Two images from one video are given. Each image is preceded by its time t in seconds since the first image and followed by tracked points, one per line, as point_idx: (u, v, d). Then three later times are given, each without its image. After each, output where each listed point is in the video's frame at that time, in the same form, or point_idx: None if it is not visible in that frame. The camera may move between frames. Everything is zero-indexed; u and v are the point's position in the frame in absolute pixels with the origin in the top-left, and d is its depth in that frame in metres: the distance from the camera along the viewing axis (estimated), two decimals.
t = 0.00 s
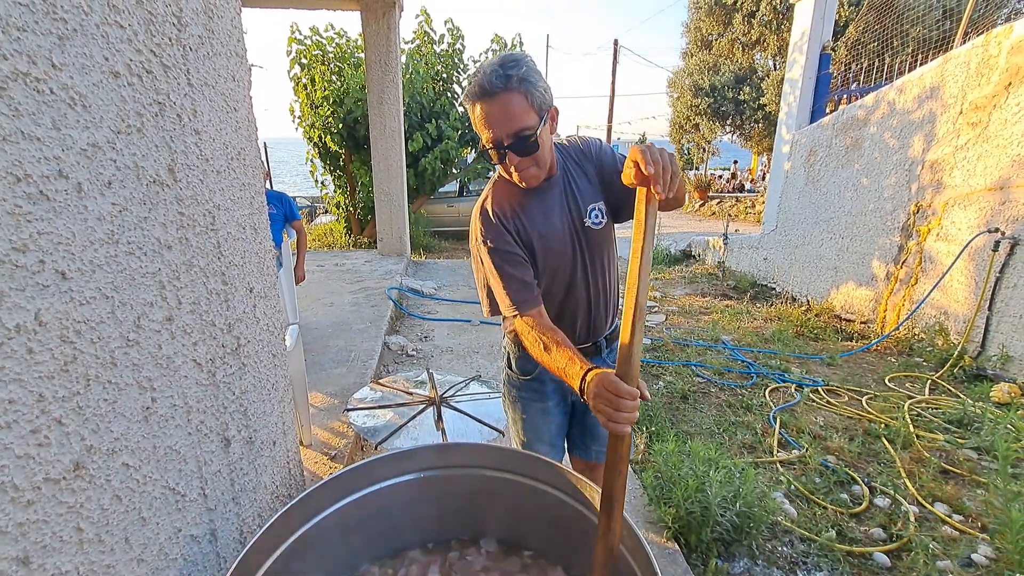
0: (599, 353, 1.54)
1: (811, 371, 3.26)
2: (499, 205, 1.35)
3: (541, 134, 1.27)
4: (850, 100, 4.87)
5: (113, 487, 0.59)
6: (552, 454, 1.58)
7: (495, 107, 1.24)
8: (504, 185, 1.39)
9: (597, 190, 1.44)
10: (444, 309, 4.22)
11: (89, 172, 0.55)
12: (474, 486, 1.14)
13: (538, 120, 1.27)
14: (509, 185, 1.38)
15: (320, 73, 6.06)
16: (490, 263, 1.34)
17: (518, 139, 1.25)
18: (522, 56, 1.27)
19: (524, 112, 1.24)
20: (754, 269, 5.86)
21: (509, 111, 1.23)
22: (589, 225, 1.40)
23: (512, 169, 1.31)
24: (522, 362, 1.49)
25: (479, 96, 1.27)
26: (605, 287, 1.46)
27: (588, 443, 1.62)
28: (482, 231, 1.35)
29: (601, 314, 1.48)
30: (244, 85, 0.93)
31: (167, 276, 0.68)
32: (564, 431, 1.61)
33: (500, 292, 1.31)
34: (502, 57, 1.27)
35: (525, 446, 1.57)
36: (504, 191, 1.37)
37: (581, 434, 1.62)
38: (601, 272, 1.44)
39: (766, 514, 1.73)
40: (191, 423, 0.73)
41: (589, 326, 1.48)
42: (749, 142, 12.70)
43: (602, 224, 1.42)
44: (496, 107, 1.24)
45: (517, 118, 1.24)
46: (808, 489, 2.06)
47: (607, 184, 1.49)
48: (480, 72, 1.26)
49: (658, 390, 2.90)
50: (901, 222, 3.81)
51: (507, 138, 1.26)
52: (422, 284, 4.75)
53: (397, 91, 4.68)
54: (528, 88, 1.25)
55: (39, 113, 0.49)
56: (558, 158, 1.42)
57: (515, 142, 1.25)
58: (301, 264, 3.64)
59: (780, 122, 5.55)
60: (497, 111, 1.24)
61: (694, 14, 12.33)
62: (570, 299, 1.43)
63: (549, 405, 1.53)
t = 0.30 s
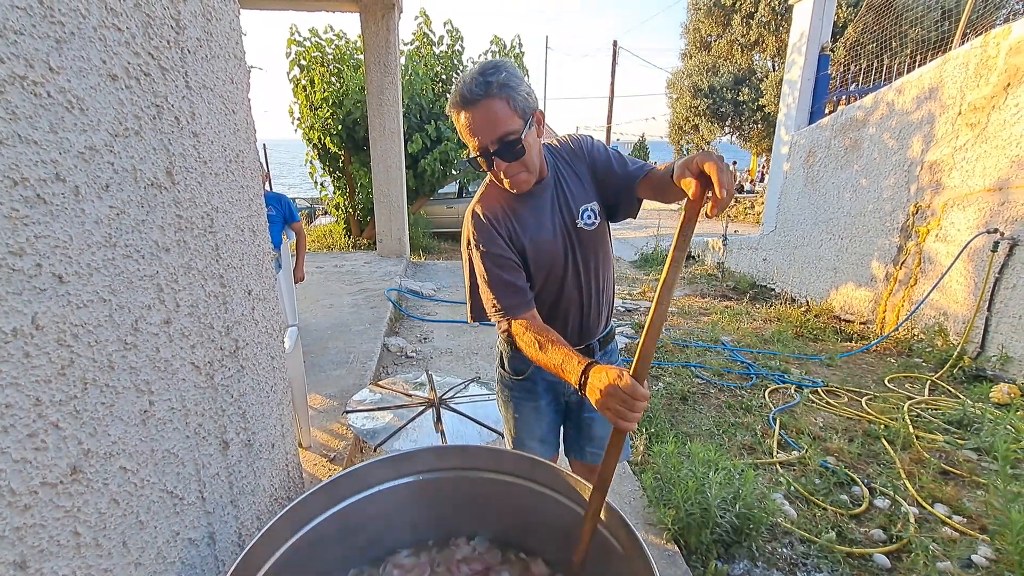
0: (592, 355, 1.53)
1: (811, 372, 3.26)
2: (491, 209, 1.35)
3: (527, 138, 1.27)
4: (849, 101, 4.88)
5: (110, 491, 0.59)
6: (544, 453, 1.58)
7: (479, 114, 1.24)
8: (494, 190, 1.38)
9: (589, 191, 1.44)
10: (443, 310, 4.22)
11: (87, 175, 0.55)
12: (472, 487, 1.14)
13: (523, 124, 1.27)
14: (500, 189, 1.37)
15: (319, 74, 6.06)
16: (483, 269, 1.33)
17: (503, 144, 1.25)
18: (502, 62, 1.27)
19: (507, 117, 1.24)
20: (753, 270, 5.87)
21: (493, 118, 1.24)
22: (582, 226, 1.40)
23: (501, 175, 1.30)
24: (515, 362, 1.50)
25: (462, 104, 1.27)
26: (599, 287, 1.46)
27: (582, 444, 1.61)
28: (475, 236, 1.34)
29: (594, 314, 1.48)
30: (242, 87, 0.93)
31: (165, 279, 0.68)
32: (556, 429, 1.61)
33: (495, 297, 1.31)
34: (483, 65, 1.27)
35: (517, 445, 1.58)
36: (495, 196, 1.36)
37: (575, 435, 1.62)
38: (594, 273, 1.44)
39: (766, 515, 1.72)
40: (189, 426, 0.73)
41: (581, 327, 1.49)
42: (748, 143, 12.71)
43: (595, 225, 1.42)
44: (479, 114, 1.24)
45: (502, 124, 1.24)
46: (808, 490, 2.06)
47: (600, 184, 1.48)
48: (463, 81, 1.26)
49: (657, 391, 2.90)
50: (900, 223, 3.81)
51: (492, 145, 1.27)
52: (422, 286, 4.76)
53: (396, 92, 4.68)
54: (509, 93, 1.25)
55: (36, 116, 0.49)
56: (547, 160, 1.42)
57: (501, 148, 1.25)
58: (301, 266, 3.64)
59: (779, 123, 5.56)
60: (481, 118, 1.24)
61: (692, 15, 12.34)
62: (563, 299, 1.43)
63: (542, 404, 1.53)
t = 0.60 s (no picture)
0: (587, 356, 1.52)
1: (811, 373, 3.26)
2: (490, 208, 1.35)
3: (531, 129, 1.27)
4: (847, 102, 4.92)
5: (108, 494, 0.59)
6: (539, 452, 1.58)
7: (480, 107, 1.24)
8: (492, 188, 1.39)
9: (588, 193, 1.44)
10: (443, 311, 4.22)
11: (85, 177, 0.55)
12: (471, 491, 1.14)
13: (525, 115, 1.28)
14: (500, 187, 1.37)
15: (318, 75, 6.05)
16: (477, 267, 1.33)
17: (507, 135, 1.25)
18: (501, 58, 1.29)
19: (510, 109, 1.25)
20: (752, 270, 5.87)
21: (495, 110, 1.24)
22: (580, 228, 1.40)
23: (506, 167, 1.29)
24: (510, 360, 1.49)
25: (464, 100, 1.27)
26: (595, 291, 1.46)
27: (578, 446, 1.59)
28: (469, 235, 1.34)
29: (590, 317, 1.48)
30: (240, 89, 0.92)
31: (163, 282, 0.68)
32: (552, 429, 1.61)
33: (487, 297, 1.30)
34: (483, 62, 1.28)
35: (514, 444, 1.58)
36: (493, 195, 1.37)
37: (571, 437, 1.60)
38: (590, 276, 1.44)
39: (766, 516, 1.72)
40: (187, 428, 0.73)
41: (576, 329, 1.48)
42: (747, 143, 12.72)
43: (594, 227, 1.42)
44: (481, 107, 1.25)
45: (504, 116, 1.24)
46: (808, 491, 2.06)
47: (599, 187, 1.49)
48: (463, 78, 1.28)
49: (657, 392, 2.90)
50: (899, 223, 3.81)
51: (496, 136, 1.26)
52: (421, 287, 4.75)
53: (395, 93, 4.68)
54: (510, 86, 1.26)
55: (33, 119, 0.49)
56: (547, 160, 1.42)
57: (506, 139, 1.25)
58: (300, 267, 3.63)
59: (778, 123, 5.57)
60: (483, 110, 1.24)
61: (691, 16, 12.35)
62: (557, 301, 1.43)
63: (537, 404, 1.53)
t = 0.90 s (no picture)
0: (586, 358, 1.51)
1: (811, 373, 3.25)
2: (492, 202, 1.35)
3: (536, 134, 1.27)
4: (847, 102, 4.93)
5: (109, 496, 0.59)
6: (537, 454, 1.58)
7: (488, 109, 1.26)
8: (498, 184, 1.39)
9: (594, 195, 1.43)
10: (442, 312, 4.22)
11: (85, 179, 0.55)
12: (472, 491, 1.14)
13: (532, 118, 1.28)
14: (504, 182, 1.38)
15: (318, 76, 6.05)
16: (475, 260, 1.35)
17: (514, 138, 1.26)
18: (511, 61, 1.30)
19: (516, 112, 1.26)
20: (752, 271, 5.87)
21: (503, 114, 1.25)
22: (582, 229, 1.39)
23: (512, 168, 1.30)
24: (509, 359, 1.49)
25: (473, 101, 1.29)
26: (593, 294, 1.45)
27: (577, 450, 1.59)
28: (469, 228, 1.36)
29: (586, 319, 1.47)
30: (241, 90, 0.92)
31: (163, 283, 0.68)
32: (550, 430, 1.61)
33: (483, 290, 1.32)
34: (492, 64, 1.30)
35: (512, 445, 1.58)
36: (497, 190, 1.37)
37: (570, 440, 1.60)
38: (589, 278, 1.43)
39: (767, 517, 1.72)
40: (188, 430, 0.73)
41: (571, 329, 1.48)
42: (746, 144, 12.73)
43: (597, 231, 1.40)
44: (488, 109, 1.26)
45: (511, 119, 1.25)
46: (809, 492, 2.06)
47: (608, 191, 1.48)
48: (472, 78, 1.29)
49: (657, 393, 2.90)
50: (899, 224, 3.81)
51: (503, 138, 1.27)
52: (421, 288, 4.75)
53: (395, 95, 4.68)
54: (518, 89, 1.27)
55: (34, 121, 0.49)
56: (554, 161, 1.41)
57: (512, 143, 1.26)
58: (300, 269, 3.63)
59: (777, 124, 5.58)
60: (491, 112, 1.26)
61: (690, 17, 12.37)
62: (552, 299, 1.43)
63: (534, 404, 1.52)
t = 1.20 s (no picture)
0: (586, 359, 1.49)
1: (811, 373, 3.25)
2: (495, 198, 1.36)
3: (541, 132, 1.26)
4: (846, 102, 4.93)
5: (107, 497, 0.58)
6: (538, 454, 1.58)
7: (497, 99, 1.24)
8: (503, 179, 1.39)
9: (599, 196, 1.43)
10: (442, 313, 4.21)
11: (84, 179, 0.55)
12: (472, 491, 1.14)
13: (540, 114, 1.27)
14: (508, 179, 1.38)
15: (317, 77, 6.06)
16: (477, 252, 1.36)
17: (518, 131, 1.25)
18: (527, 56, 1.28)
19: (526, 105, 1.24)
20: (752, 271, 5.87)
21: (512, 105, 1.23)
22: (586, 230, 1.38)
23: (512, 160, 1.29)
24: (511, 360, 1.49)
25: (484, 90, 1.26)
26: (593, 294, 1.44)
27: (577, 451, 1.59)
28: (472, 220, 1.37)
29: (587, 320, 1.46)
30: (240, 90, 0.92)
31: (162, 283, 0.67)
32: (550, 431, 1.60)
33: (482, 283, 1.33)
34: (509, 56, 1.28)
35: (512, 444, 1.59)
36: (502, 186, 1.37)
37: (571, 440, 1.60)
38: (590, 279, 1.42)
39: (767, 517, 1.72)
40: (188, 430, 0.72)
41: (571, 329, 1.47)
42: (745, 145, 12.74)
43: (601, 231, 1.40)
44: (498, 99, 1.24)
45: (519, 111, 1.23)
46: (809, 492, 2.06)
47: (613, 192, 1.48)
48: (486, 67, 1.27)
49: (657, 393, 2.90)
50: (898, 224, 3.82)
51: (508, 130, 1.25)
52: (421, 289, 4.75)
53: (394, 95, 4.68)
54: (530, 84, 1.25)
55: (32, 119, 0.49)
56: (560, 161, 1.41)
57: (516, 134, 1.24)
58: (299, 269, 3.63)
59: (776, 125, 5.59)
60: (500, 102, 1.24)
61: (689, 18, 12.38)
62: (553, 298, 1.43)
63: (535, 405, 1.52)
